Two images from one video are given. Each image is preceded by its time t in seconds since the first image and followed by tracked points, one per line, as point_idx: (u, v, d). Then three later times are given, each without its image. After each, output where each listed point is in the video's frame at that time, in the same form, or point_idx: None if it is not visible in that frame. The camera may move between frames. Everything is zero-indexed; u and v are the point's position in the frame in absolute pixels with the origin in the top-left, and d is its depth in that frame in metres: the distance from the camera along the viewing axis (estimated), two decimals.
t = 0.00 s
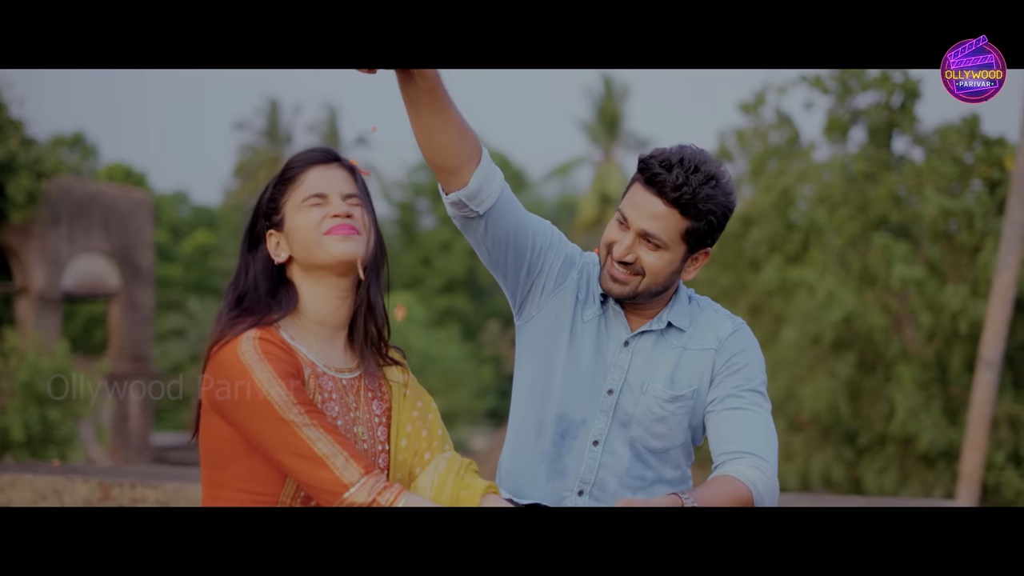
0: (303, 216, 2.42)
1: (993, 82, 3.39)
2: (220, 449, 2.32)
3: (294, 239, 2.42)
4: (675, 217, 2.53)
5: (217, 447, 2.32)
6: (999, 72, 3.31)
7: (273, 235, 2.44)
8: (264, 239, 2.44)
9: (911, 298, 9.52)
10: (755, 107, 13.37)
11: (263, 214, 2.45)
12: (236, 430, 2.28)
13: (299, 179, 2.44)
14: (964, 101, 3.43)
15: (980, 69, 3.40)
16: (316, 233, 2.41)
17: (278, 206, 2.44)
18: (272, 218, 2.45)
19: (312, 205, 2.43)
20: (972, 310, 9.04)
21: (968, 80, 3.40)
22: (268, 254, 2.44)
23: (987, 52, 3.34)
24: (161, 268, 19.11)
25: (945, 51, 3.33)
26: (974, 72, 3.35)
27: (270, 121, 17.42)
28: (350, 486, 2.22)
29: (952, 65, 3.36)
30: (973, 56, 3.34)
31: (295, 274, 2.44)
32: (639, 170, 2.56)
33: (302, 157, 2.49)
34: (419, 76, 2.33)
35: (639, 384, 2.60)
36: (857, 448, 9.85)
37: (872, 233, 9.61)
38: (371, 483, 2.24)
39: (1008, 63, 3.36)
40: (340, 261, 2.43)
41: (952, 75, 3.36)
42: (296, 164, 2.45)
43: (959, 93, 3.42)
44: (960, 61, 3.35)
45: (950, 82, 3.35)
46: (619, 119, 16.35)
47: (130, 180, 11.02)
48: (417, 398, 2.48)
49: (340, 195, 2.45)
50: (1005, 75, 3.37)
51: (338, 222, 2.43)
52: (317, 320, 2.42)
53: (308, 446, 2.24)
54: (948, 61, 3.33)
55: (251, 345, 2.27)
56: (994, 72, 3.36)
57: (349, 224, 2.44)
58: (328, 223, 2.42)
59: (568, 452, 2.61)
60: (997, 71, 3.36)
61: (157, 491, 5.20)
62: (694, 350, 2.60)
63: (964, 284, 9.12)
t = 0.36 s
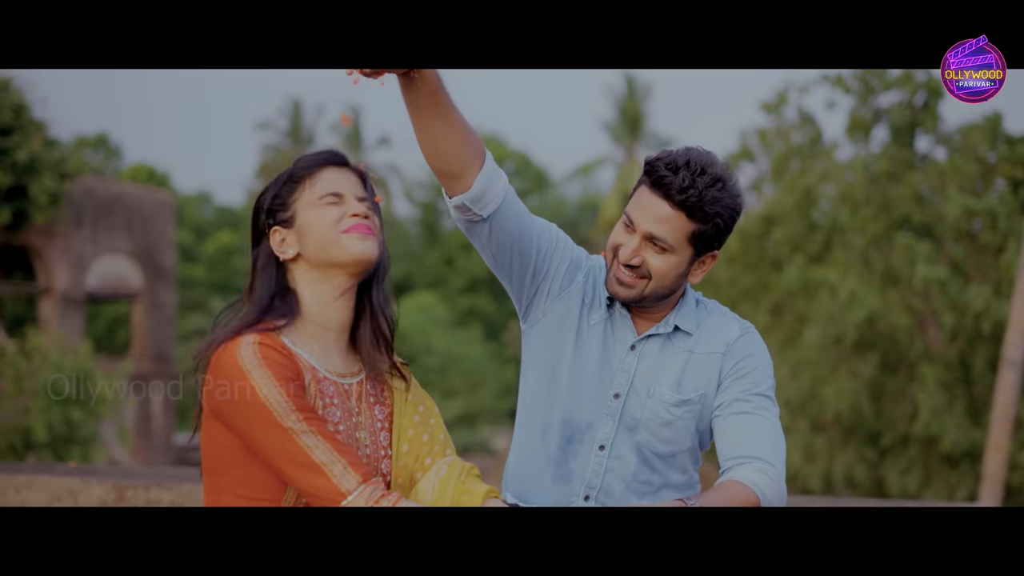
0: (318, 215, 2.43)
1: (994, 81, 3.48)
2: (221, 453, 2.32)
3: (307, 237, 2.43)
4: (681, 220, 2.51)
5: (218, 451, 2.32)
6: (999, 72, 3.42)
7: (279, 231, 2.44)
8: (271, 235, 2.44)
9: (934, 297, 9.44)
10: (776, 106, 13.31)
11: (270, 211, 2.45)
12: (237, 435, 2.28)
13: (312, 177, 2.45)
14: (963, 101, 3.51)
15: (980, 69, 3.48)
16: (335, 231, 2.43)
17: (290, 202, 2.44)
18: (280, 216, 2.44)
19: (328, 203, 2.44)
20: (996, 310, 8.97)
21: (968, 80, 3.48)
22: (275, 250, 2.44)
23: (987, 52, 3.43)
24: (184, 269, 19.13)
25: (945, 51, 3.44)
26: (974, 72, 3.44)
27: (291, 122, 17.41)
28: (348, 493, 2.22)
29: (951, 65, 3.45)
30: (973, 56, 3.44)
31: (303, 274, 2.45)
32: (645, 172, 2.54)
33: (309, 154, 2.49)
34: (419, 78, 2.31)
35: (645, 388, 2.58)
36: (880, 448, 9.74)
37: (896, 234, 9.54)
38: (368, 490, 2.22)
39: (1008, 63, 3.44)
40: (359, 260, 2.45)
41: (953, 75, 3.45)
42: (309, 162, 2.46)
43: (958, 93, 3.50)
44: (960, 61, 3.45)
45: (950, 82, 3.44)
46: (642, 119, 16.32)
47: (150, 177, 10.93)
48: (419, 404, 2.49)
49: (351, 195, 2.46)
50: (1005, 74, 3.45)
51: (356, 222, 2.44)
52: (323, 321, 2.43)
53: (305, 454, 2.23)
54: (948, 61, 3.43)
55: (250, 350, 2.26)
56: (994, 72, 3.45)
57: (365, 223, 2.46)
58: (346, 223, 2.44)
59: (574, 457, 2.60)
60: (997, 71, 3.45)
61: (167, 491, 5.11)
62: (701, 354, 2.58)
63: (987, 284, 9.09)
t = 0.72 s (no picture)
0: (353, 216, 2.42)
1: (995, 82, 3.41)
2: (225, 458, 2.31)
3: (343, 235, 2.40)
4: (687, 222, 2.48)
5: (221, 457, 2.32)
6: (999, 72, 3.35)
7: (302, 224, 2.40)
8: (299, 225, 2.39)
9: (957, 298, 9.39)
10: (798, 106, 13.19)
11: (298, 203, 2.40)
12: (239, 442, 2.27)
13: (338, 182, 2.46)
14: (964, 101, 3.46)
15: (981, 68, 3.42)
16: (372, 232, 2.42)
17: (321, 199, 2.42)
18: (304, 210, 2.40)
19: (355, 208, 2.45)
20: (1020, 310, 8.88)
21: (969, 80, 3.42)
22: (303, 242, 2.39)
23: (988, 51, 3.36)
24: (207, 269, 19.09)
25: (945, 51, 3.35)
26: (974, 72, 3.38)
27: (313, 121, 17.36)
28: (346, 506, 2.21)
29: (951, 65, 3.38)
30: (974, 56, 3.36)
31: (319, 272, 2.42)
32: (651, 174, 2.52)
33: (320, 161, 2.47)
34: (416, 82, 2.28)
35: (651, 392, 2.55)
36: (902, 449, 9.72)
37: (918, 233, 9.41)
38: (367, 502, 2.22)
39: (1009, 63, 3.37)
40: (386, 266, 2.45)
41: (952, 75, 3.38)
42: (332, 166, 2.46)
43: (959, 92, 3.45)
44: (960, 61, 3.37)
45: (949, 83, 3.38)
46: (664, 118, 16.20)
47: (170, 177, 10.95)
48: (421, 405, 2.51)
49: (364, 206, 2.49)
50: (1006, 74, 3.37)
51: (382, 230, 2.46)
52: (337, 323, 2.43)
53: (305, 466, 2.22)
54: (948, 61, 3.35)
55: (252, 356, 2.25)
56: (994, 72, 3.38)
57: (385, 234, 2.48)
58: (377, 229, 2.44)
59: (579, 462, 2.57)
60: (997, 71, 3.38)
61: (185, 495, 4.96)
62: (708, 357, 2.55)
63: (1010, 284, 9.01)
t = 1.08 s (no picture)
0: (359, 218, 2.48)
1: (994, 81, 3.66)
2: (232, 464, 2.29)
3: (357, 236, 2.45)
4: (693, 225, 2.46)
5: (227, 462, 2.30)
6: (999, 72, 3.62)
7: (324, 221, 2.40)
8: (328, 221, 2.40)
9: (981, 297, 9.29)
10: (822, 106, 13.14)
11: (320, 200, 2.40)
12: (245, 449, 2.26)
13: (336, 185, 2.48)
14: (964, 100, 3.69)
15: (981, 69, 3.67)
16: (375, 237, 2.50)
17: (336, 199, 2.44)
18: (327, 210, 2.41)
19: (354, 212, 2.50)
20: None
21: (969, 81, 3.66)
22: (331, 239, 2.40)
23: (988, 52, 3.61)
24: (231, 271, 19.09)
25: (946, 51, 3.62)
26: (974, 72, 3.63)
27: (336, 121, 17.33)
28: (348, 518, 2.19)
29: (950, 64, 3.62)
30: (973, 55, 3.61)
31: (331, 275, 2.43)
32: (656, 177, 2.50)
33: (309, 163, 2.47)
34: (417, 85, 2.26)
35: (658, 397, 2.53)
36: (927, 450, 9.63)
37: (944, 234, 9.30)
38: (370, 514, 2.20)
39: (1007, 64, 3.62)
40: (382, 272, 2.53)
41: (953, 74, 3.63)
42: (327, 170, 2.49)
43: (959, 92, 3.68)
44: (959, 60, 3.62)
45: (950, 82, 3.63)
46: (689, 118, 16.05)
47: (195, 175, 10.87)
48: (422, 406, 2.47)
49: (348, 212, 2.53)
50: (1006, 73, 3.62)
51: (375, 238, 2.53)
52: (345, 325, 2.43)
53: (309, 477, 2.20)
54: (948, 61, 3.62)
55: (259, 363, 2.23)
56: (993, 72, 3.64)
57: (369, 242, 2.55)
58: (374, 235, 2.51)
59: (585, 467, 2.55)
60: (997, 71, 3.63)
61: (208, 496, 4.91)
62: (715, 361, 2.53)
63: None
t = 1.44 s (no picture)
0: (345, 216, 2.43)
1: (993, 81, 3.64)
2: (228, 471, 2.28)
3: (339, 238, 2.41)
4: (693, 228, 2.44)
5: (223, 469, 2.28)
6: (998, 72, 3.60)
7: (302, 227, 2.38)
8: (302, 229, 2.38)
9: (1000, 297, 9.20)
10: (841, 106, 13.10)
11: (296, 206, 2.38)
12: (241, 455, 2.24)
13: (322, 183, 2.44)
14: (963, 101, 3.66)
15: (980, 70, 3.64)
16: (365, 234, 2.44)
17: (315, 202, 2.40)
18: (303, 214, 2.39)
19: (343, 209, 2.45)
20: None
21: (968, 81, 3.63)
22: (306, 247, 2.38)
23: (987, 52, 3.59)
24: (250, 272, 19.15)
25: (946, 51, 3.60)
26: (974, 72, 3.61)
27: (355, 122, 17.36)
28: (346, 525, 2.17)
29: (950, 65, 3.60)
30: (973, 56, 3.59)
31: (320, 279, 2.42)
32: (656, 179, 2.48)
33: (293, 164, 2.46)
34: (412, 86, 2.25)
35: (659, 401, 2.51)
36: (946, 451, 9.55)
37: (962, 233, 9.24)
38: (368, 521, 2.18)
39: (1007, 64, 3.60)
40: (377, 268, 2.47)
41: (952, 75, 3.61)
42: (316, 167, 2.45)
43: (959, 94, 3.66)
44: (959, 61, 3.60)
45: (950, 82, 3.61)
46: (708, 118, 15.98)
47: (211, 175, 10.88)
48: (418, 407, 2.47)
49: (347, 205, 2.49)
50: (1006, 73, 3.61)
51: (371, 231, 2.47)
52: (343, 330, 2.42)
53: (306, 483, 2.18)
54: (948, 61, 3.60)
55: (256, 370, 2.22)
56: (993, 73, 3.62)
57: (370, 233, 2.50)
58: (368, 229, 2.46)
59: (585, 471, 2.54)
60: (996, 71, 3.61)
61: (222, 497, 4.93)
62: (716, 365, 2.51)
63: None
